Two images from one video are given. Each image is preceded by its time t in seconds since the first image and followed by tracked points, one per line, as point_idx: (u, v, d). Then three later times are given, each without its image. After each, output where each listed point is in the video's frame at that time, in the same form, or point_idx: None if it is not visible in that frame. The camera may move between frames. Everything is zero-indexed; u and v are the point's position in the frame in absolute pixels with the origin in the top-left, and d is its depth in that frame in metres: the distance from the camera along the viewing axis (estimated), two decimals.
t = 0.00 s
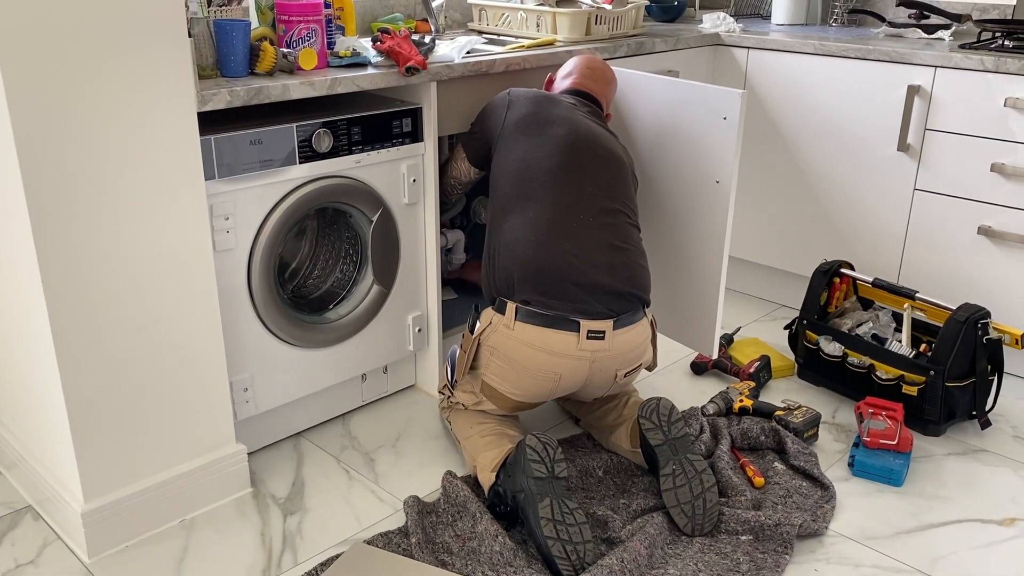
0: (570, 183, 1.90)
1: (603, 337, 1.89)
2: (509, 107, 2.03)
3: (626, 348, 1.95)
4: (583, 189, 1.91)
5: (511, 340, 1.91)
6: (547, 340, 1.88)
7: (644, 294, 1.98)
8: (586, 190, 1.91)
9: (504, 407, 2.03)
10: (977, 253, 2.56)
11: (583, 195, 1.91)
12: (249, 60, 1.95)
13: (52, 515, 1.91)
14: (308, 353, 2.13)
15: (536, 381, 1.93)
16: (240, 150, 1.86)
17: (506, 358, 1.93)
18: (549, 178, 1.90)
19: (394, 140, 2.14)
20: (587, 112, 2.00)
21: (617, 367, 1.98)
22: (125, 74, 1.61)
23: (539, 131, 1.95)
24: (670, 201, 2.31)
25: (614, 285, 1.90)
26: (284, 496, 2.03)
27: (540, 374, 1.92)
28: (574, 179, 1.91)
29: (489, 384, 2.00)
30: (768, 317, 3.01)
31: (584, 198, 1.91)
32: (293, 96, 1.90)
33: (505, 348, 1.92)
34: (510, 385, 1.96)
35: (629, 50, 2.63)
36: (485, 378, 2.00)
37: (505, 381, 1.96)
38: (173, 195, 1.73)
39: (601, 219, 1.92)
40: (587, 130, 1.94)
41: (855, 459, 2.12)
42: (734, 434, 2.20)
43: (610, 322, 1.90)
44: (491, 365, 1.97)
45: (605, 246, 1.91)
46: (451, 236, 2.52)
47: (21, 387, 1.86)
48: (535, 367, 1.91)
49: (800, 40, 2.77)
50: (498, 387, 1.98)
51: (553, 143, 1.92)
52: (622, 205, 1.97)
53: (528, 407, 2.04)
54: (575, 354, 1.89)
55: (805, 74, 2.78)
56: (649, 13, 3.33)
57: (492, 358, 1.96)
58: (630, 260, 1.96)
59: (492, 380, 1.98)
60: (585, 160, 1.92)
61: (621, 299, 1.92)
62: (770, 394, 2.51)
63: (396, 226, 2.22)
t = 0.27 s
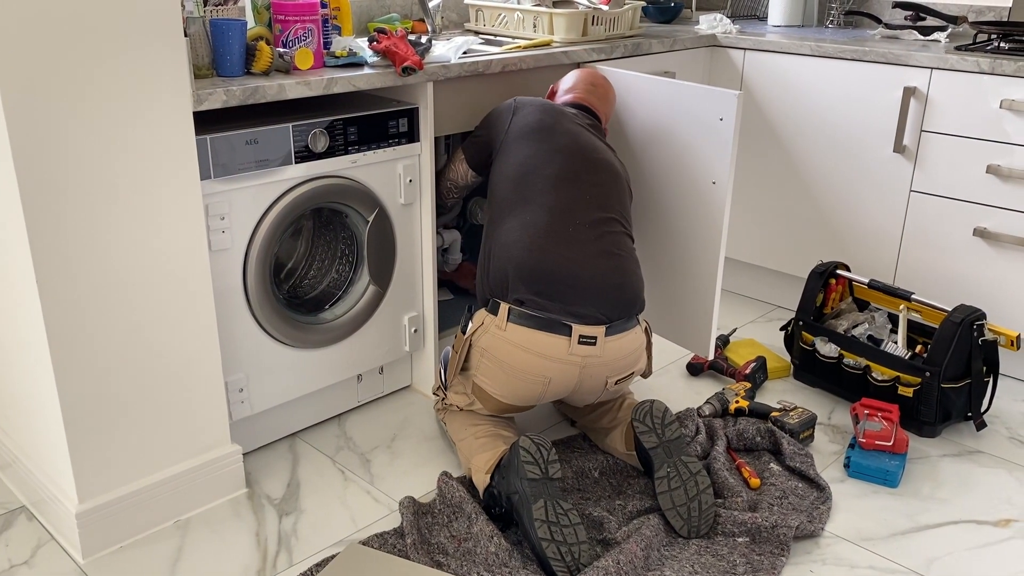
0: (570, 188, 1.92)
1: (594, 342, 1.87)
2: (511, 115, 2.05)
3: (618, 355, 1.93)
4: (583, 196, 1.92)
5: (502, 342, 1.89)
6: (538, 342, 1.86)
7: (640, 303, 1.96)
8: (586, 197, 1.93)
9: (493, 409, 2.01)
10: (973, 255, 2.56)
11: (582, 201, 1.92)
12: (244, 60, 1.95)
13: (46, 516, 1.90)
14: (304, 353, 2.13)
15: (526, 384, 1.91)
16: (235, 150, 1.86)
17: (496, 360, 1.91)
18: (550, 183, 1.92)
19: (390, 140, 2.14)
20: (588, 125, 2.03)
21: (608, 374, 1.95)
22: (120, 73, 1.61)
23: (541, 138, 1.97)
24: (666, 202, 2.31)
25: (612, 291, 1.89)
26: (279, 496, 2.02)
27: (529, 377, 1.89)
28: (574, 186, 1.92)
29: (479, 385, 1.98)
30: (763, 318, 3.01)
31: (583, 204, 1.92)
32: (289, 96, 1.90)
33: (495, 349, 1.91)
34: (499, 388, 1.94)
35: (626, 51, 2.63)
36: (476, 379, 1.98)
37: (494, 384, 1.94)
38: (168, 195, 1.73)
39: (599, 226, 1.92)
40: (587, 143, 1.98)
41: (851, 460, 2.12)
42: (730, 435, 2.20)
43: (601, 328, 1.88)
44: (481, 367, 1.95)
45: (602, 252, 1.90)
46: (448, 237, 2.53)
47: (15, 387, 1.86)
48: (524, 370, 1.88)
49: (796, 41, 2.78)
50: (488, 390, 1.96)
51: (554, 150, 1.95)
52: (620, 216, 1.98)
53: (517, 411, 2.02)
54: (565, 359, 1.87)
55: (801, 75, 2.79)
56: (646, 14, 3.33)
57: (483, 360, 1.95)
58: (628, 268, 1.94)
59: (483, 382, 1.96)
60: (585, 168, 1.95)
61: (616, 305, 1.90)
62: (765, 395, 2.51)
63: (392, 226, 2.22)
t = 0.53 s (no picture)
0: (575, 197, 1.92)
1: (597, 352, 1.88)
2: (516, 120, 2.04)
3: (620, 366, 1.93)
4: (589, 205, 1.93)
5: (504, 347, 1.89)
6: (540, 349, 1.86)
7: (642, 314, 1.97)
8: (591, 206, 1.93)
9: (491, 413, 2.00)
10: (969, 256, 2.56)
11: (587, 210, 1.92)
12: (240, 60, 1.94)
13: (40, 517, 1.89)
14: (300, 354, 2.13)
15: (527, 391, 1.91)
16: (231, 150, 1.85)
17: (497, 365, 1.91)
18: (555, 192, 1.92)
19: (387, 140, 2.14)
20: (593, 132, 2.02)
21: (609, 384, 1.96)
22: (115, 74, 1.60)
23: (546, 145, 1.97)
24: (662, 203, 2.31)
25: (615, 302, 1.89)
26: (274, 497, 2.02)
27: (530, 384, 1.89)
28: (580, 194, 1.93)
29: (478, 390, 1.98)
30: (759, 319, 3.01)
31: (588, 213, 1.92)
32: (285, 96, 1.90)
33: (497, 354, 1.90)
34: (499, 393, 1.94)
35: (622, 52, 2.63)
36: (475, 383, 1.98)
37: (494, 389, 1.94)
38: (164, 196, 1.73)
39: (603, 235, 1.93)
40: (593, 151, 1.97)
41: (847, 461, 2.12)
42: (726, 436, 2.20)
43: (605, 338, 1.88)
44: (481, 371, 1.95)
45: (607, 262, 1.91)
46: (444, 237, 2.55)
47: (9, 387, 1.85)
48: (525, 376, 1.89)
49: (792, 43, 2.78)
50: (487, 394, 1.96)
51: (561, 158, 1.94)
52: (624, 225, 1.98)
53: (515, 416, 2.02)
54: (567, 367, 1.87)
55: (797, 77, 2.79)
56: (642, 15, 3.33)
57: (483, 364, 1.94)
58: (631, 278, 1.94)
59: (483, 387, 1.96)
60: (590, 177, 1.95)
61: (619, 316, 1.90)
62: (761, 396, 2.51)
63: (389, 227, 2.22)
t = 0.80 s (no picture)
0: (580, 209, 1.91)
1: (601, 368, 1.87)
2: (519, 127, 2.02)
3: (623, 382, 1.93)
4: (593, 216, 1.92)
5: (507, 359, 1.88)
6: (544, 363, 1.85)
7: (645, 328, 1.96)
8: (595, 218, 1.92)
9: (491, 423, 2.00)
10: (964, 257, 2.57)
11: (591, 222, 1.91)
12: (236, 60, 1.94)
13: (34, 518, 1.89)
14: (295, 355, 2.12)
15: (528, 404, 1.90)
16: (226, 150, 1.85)
17: (499, 376, 1.90)
18: (560, 202, 1.91)
19: (382, 140, 2.13)
20: (598, 141, 2.01)
21: (610, 400, 1.96)
22: (110, 73, 1.60)
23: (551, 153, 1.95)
24: (658, 204, 2.31)
25: (619, 315, 1.88)
26: (269, 498, 2.01)
27: (531, 396, 1.89)
28: (586, 206, 1.92)
29: (478, 399, 1.97)
30: (755, 320, 3.01)
31: (593, 225, 1.91)
32: (280, 97, 1.89)
33: (499, 365, 1.90)
34: (500, 404, 1.94)
35: (619, 52, 2.63)
36: (476, 393, 1.97)
37: (495, 400, 1.94)
38: (158, 196, 1.72)
39: (607, 247, 1.92)
40: (598, 161, 1.96)
41: (842, 462, 2.12)
42: (722, 437, 2.20)
43: (609, 355, 1.87)
44: (483, 382, 1.94)
45: (612, 276, 1.90)
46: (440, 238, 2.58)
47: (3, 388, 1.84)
48: (527, 389, 1.88)
49: (788, 44, 2.78)
50: (487, 404, 1.96)
51: (567, 168, 1.93)
52: (627, 236, 1.98)
53: (514, 426, 2.01)
54: (570, 382, 1.87)
55: (793, 78, 2.79)
56: (638, 15, 3.33)
57: (484, 374, 1.94)
58: (634, 292, 1.94)
59: (483, 396, 1.95)
60: (594, 188, 1.94)
61: (623, 330, 1.89)
62: (757, 397, 2.51)
63: (384, 228, 2.21)
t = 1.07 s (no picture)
0: (579, 212, 1.91)
1: (596, 372, 1.87)
2: (521, 127, 2.01)
3: (619, 386, 1.92)
4: (592, 219, 1.92)
5: (502, 362, 1.88)
6: (539, 367, 1.84)
7: (641, 331, 1.96)
8: (594, 222, 1.92)
9: (486, 425, 2.00)
10: (959, 258, 2.57)
11: (590, 225, 1.91)
12: (231, 59, 1.93)
13: (28, 519, 1.88)
14: (290, 356, 2.12)
15: (524, 408, 1.90)
16: (220, 150, 1.84)
17: (494, 379, 1.90)
18: (559, 206, 1.90)
19: (378, 140, 2.13)
20: (600, 144, 2.00)
21: (606, 403, 1.95)
22: (104, 72, 1.59)
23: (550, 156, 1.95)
24: (654, 204, 2.30)
25: (616, 320, 1.88)
26: (264, 499, 2.00)
27: (526, 399, 1.88)
28: (586, 210, 1.91)
29: (473, 402, 1.97)
30: (751, 320, 3.02)
31: (592, 228, 1.91)
32: (275, 97, 1.89)
33: (494, 368, 1.89)
34: (494, 407, 1.93)
35: (615, 53, 2.63)
36: (471, 396, 1.97)
37: (489, 403, 1.93)
38: (153, 196, 1.71)
39: (606, 251, 1.92)
40: (599, 165, 1.96)
41: (838, 462, 2.12)
42: (717, 437, 2.20)
43: (604, 359, 1.87)
44: (478, 384, 1.94)
45: (609, 281, 1.90)
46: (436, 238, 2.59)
47: None
48: (522, 392, 1.87)
49: (783, 45, 2.78)
50: (482, 406, 1.95)
51: (569, 171, 1.92)
52: (626, 240, 1.97)
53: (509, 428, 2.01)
54: (565, 386, 1.86)
55: (789, 79, 2.79)
56: (634, 16, 3.34)
57: (479, 377, 1.93)
58: (631, 296, 1.94)
59: (478, 399, 1.95)
60: (594, 191, 1.94)
61: (620, 334, 1.89)
62: (753, 397, 2.51)
63: (380, 228, 2.21)
